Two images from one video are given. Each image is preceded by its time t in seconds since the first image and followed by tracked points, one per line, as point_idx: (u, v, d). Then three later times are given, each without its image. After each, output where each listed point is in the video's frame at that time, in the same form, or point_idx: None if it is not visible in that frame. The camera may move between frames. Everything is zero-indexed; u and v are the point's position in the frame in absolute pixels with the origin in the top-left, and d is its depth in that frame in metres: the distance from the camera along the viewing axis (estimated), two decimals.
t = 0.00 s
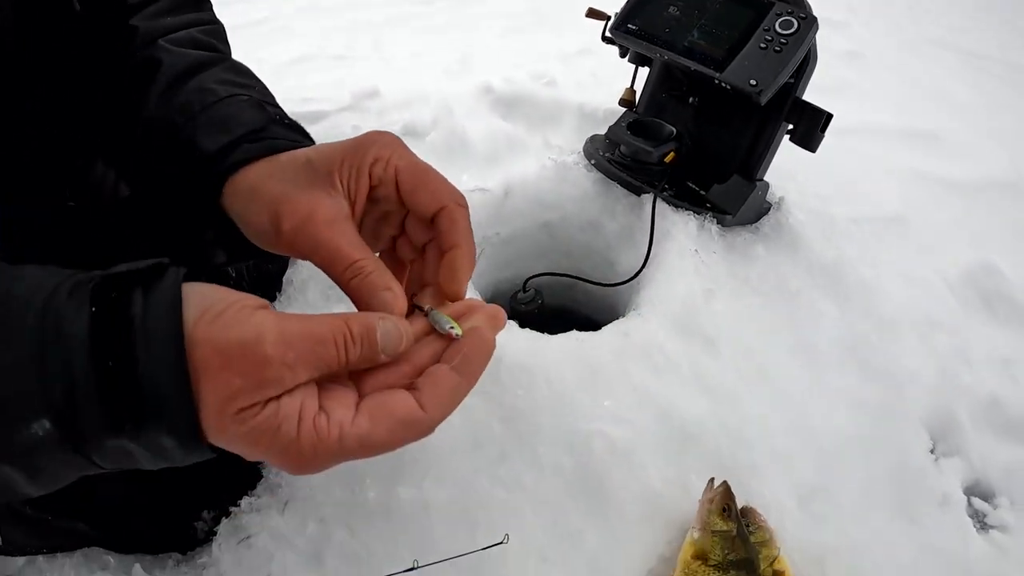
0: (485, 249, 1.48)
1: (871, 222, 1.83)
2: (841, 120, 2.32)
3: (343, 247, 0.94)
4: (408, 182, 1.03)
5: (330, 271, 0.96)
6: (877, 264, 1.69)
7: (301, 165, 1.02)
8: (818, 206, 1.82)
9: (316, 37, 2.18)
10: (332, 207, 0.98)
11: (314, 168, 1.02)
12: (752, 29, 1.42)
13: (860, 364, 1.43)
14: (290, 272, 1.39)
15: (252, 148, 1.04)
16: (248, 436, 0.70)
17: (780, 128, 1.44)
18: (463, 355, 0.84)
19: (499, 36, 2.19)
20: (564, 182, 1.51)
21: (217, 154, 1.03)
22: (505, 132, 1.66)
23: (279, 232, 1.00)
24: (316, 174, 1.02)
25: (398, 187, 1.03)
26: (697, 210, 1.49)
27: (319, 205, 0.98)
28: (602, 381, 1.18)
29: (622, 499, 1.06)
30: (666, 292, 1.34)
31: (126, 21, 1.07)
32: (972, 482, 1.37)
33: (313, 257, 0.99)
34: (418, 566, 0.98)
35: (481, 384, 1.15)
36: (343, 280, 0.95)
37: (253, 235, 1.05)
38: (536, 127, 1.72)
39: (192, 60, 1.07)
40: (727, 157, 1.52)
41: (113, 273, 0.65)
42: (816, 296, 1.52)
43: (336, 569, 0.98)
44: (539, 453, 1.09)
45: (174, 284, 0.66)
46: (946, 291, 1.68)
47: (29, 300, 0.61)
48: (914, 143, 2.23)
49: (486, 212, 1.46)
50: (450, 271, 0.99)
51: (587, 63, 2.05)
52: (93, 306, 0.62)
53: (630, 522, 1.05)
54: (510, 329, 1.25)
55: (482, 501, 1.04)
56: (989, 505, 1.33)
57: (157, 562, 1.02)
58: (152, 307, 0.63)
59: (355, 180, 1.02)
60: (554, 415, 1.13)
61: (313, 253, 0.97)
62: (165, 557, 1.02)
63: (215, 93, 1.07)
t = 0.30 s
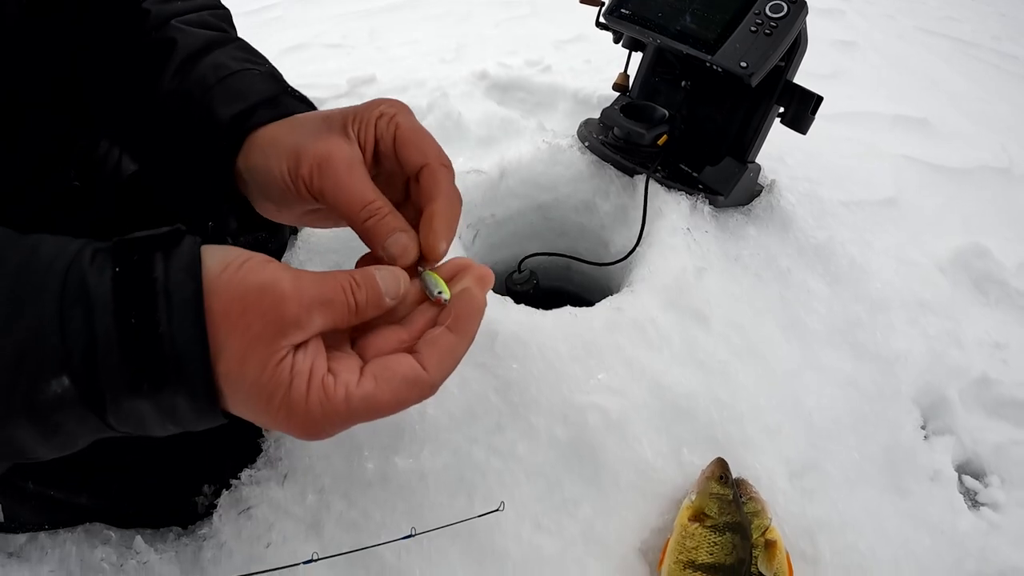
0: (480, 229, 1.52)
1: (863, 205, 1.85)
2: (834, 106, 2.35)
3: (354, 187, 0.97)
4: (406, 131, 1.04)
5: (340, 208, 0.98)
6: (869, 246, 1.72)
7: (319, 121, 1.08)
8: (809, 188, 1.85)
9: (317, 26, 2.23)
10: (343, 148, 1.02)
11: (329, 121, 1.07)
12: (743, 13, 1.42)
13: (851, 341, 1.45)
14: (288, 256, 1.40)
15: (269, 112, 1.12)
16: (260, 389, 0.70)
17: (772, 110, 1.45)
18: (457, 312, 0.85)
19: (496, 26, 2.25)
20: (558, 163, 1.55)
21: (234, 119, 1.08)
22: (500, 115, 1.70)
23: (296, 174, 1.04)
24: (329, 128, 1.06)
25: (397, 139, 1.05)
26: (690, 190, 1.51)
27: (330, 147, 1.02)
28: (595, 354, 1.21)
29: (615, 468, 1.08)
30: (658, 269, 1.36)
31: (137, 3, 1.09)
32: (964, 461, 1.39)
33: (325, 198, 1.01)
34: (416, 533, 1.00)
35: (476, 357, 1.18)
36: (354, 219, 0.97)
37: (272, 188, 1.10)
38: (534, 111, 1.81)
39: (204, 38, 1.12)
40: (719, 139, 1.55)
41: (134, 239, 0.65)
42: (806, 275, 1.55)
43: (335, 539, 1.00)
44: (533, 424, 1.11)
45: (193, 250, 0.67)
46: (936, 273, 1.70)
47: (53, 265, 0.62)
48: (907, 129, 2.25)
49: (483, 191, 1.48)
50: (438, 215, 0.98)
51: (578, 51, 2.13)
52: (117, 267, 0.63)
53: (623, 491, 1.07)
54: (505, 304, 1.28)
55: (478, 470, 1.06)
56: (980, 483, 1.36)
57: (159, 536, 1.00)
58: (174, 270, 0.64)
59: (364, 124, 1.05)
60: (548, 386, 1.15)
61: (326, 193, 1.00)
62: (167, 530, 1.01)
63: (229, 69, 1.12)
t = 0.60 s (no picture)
0: (478, 217, 1.53)
1: (859, 194, 1.86)
2: (830, 96, 2.36)
3: (361, 131, 0.94)
4: (413, 80, 1.02)
5: (345, 153, 0.95)
6: (865, 234, 1.72)
7: (324, 74, 1.05)
8: (805, 177, 1.86)
9: (315, 17, 2.23)
10: (349, 96, 0.99)
11: (333, 73, 1.05)
12: (739, 3, 1.42)
13: (848, 329, 1.46)
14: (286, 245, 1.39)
15: (272, 68, 1.08)
16: (274, 315, 0.66)
17: (768, 99, 1.45)
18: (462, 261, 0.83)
19: (493, 16, 2.26)
20: (555, 151, 1.56)
21: (237, 77, 1.04)
22: (498, 105, 1.71)
23: (299, 122, 1.00)
24: (333, 79, 1.04)
25: (403, 88, 1.02)
26: (686, 178, 1.51)
27: (334, 93, 0.99)
28: (593, 339, 1.21)
29: (613, 452, 1.09)
30: (655, 256, 1.36)
31: None
32: (959, 448, 1.40)
33: (329, 145, 0.98)
34: (416, 518, 1.00)
35: (474, 343, 1.18)
36: (360, 164, 0.94)
37: (273, 141, 1.06)
38: (531, 101, 1.83)
39: (203, 11, 1.07)
40: (717, 128, 1.54)
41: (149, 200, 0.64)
42: (802, 262, 1.56)
43: (336, 525, 1.00)
44: (533, 409, 1.12)
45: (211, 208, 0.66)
46: (932, 261, 1.71)
47: (69, 223, 0.61)
48: (903, 120, 2.26)
49: (482, 180, 1.49)
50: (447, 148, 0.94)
51: (575, 41, 2.14)
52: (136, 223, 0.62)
53: (622, 476, 1.07)
54: (503, 290, 1.28)
55: (478, 456, 1.06)
56: (976, 470, 1.37)
57: (161, 524, 1.00)
58: (192, 227, 0.63)
59: (369, 75, 1.03)
60: (547, 372, 1.16)
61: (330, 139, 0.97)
62: (168, 518, 1.00)
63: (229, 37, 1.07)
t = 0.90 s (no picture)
0: (475, 208, 1.52)
1: (857, 185, 1.86)
2: (827, 86, 2.35)
3: (363, 122, 0.93)
4: (413, 74, 1.02)
5: (346, 145, 0.93)
6: (863, 225, 1.72)
7: (323, 67, 1.04)
8: (803, 168, 1.85)
9: (310, 6, 2.21)
10: (350, 88, 0.98)
11: (334, 67, 1.04)
12: None
13: (845, 319, 1.46)
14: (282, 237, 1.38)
15: (277, 62, 1.07)
16: (271, 303, 0.65)
17: (767, 90, 1.45)
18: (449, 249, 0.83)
19: (490, 5, 2.24)
20: (553, 142, 1.55)
21: (239, 71, 1.03)
22: (494, 95, 1.70)
23: (299, 113, 0.98)
24: (333, 72, 1.02)
25: (403, 83, 1.02)
26: (684, 169, 1.50)
27: (334, 85, 0.98)
28: (591, 330, 1.21)
29: (612, 444, 1.09)
30: (654, 247, 1.35)
31: None
32: (956, 440, 1.40)
33: (330, 136, 0.96)
34: (417, 511, 1.00)
35: (472, 335, 1.18)
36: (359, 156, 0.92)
37: (274, 132, 1.04)
38: (528, 92, 1.83)
39: (204, 6, 1.06)
40: (715, 118, 1.53)
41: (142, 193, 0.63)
42: (800, 253, 1.55)
43: (336, 518, 1.00)
44: (531, 400, 1.11)
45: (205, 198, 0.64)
46: (929, 252, 1.71)
47: (61, 217, 0.60)
48: (900, 110, 2.26)
49: (480, 171, 1.48)
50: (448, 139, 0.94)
51: (572, 30, 2.13)
52: (127, 218, 0.61)
53: (621, 467, 1.07)
54: (501, 281, 1.27)
55: (478, 448, 1.06)
56: (973, 461, 1.37)
57: (160, 519, 1.00)
58: (185, 220, 0.62)
59: (369, 70, 1.02)
60: (546, 363, 1.15)
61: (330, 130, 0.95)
62: (167, 513, 1.00)
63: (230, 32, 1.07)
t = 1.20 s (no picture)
0: (474, 202, 1.51)
1: (854, 177, 1.86)
2: (826, 78, 2.35)
3: (354, 126, 0.91)
4: (408, 75, 1.01)
5: (335, 148, 0.92)
6: (861, 218, 1.72)
7: (319, 69, 1.03)
8: (802, 161, 1.85)
9: None
10: (343, 89, 0.96)
11: (330, 69, 1.02)
12: None
13: (844, 312, 1.46)
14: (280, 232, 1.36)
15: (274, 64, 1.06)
16: (264, 296, 0.64)
17: (766, 83, 1.44)
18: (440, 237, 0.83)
19: None
20: (552, 135, 1.55)
21: (237, 72, 1.02)
22: (492, 88, 1.69)
23: (290, 115, 0.97)
24: (328, 74, 1.01)
25: (399, 82, 1.01)
26: (683, 162, 1.50)
27: (327, 87, 0.96)
28: (591, 324, 1.20)
29: (613, 439, 1.09)
30: (653, 240, 1.35)
31: None
32: (954, 433, 1.41)
33: (320, 139, 0.95)
34: (419, 506, 1.00)
35: (472, 329, 1.17)
36: (349, 160, 0.91)
37: (266, 134, 1.03)
38: (526, 84, 1.82)
39: (200, 5, 1.05)
40: (714, 111, 1.53)
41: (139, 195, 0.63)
42: (799, 246, 1.55)
43: (338, 513, 1.00)
44: (532, 395, 1.11)
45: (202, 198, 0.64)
46: (927, 244, 1.71)
47: (57, 219, 0.59)
48: (898, 103, 2.25)
49: (478, 164, 1.48)
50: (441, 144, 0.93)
51: (570, 22, 2.12)
52: (123, 219, 0.60)
53: (621, 461, 1.07)
54: (500, 275, 1.26)
55: (478, 442, 1.06)
56: (969, 455, 1.38)
57: (162, 517, 1.00)
58: (184, 221, 0.62)
59: (366, 72, 1.00)
60: (546, 357, 1.15)
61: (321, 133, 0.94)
62: (169, 511, 1.01)
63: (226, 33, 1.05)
